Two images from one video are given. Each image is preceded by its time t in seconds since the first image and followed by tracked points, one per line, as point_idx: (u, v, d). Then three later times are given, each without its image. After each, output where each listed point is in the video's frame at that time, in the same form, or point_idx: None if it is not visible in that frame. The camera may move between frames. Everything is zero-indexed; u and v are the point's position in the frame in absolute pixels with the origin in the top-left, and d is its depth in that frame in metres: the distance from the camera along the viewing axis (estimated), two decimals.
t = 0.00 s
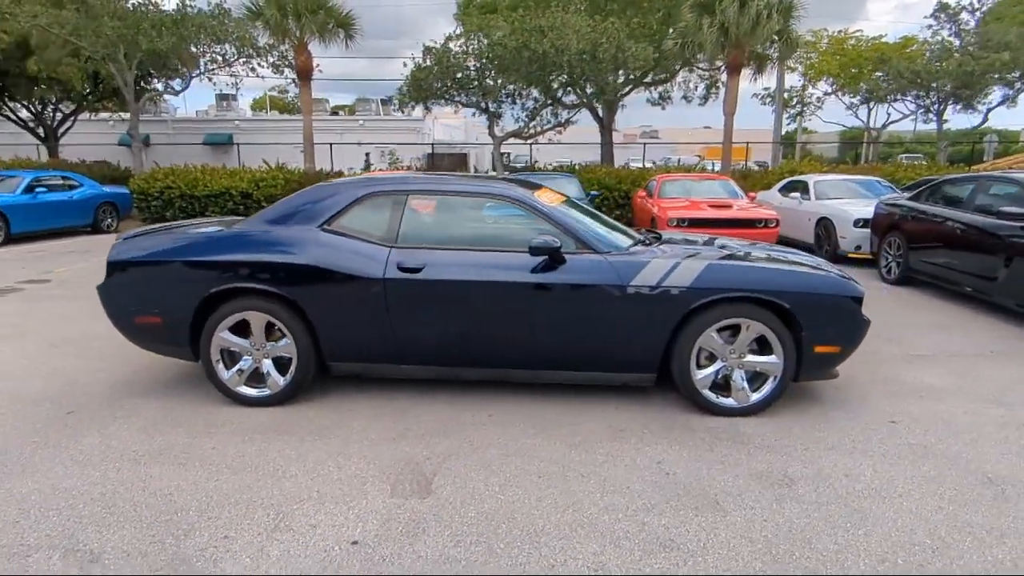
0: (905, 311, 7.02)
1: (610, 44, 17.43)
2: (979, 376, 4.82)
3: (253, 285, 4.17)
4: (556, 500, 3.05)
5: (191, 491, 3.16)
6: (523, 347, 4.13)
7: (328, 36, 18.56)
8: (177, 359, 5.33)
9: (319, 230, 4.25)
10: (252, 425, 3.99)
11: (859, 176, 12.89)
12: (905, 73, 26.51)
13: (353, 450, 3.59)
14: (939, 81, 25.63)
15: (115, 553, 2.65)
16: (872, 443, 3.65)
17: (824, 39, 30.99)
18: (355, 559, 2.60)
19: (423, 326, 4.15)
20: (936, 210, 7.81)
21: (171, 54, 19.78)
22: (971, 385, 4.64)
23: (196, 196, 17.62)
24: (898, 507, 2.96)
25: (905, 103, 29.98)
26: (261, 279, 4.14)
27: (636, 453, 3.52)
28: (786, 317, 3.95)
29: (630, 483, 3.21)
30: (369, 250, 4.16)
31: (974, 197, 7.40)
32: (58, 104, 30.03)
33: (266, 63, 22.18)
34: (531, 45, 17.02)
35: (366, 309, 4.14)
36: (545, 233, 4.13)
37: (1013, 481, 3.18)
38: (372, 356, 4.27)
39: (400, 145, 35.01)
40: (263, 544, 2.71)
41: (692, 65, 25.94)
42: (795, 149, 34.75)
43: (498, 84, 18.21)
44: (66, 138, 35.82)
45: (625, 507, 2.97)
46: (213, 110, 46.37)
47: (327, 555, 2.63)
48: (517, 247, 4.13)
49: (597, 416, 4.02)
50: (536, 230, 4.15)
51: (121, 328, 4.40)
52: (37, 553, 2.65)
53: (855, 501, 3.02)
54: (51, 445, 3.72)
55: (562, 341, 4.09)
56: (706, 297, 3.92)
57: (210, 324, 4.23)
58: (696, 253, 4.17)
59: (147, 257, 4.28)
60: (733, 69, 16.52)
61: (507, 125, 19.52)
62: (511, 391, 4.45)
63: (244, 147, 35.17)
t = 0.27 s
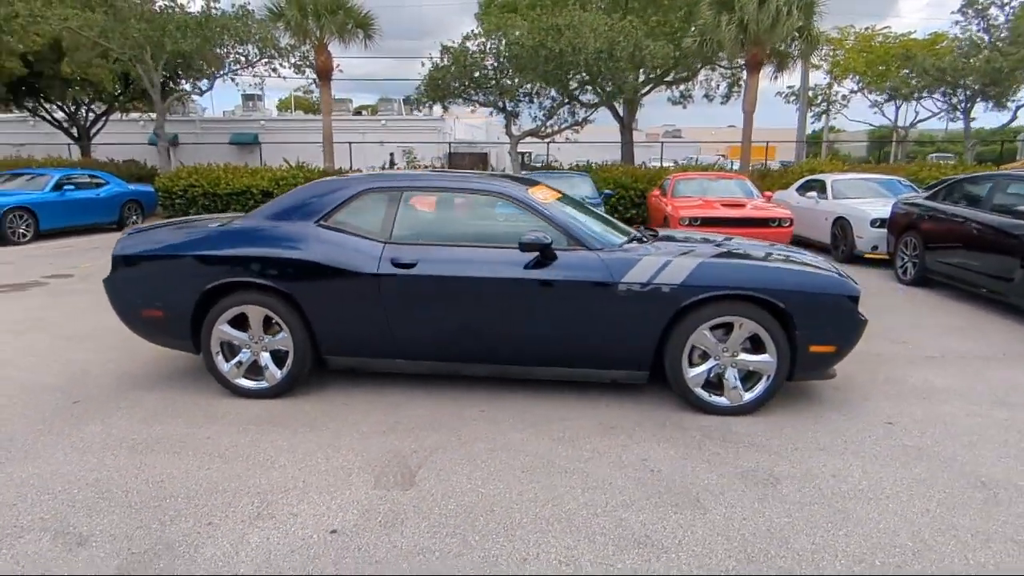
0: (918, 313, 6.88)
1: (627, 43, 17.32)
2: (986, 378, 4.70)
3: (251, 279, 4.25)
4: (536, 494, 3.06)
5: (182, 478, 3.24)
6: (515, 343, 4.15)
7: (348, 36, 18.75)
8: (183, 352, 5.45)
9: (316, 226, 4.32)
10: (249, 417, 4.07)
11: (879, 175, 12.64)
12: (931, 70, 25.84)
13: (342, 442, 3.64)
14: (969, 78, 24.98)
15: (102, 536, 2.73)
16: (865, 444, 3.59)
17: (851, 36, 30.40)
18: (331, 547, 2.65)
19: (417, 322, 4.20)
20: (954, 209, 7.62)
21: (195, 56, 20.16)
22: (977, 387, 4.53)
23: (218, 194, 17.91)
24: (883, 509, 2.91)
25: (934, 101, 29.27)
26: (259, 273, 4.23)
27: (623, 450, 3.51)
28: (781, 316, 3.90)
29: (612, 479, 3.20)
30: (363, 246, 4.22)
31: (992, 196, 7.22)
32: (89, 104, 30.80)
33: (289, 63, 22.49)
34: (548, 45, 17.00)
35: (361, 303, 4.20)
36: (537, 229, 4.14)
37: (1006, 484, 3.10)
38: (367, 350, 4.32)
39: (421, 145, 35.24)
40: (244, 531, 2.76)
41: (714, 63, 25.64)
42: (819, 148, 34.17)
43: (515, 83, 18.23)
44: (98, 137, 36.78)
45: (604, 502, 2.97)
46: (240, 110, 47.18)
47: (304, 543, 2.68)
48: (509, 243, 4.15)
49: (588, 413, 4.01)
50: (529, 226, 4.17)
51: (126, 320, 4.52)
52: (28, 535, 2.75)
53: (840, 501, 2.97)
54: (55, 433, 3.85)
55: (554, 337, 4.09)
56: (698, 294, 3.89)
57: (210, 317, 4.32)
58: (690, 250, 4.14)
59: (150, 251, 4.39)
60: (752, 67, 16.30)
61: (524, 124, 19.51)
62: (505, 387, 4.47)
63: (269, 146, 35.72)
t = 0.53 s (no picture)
0: (929, 317, 6.75)
1: (644, 42, 17.21)
2: (989, 385, 4.61)
3: (250, 276, 4.35)
4: (516, 493, 3.09)
5: (172, 472, 3.33)
6: (507, 342, 4.18)
7: (367, 37, 18.93)
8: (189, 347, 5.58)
9: (314, 226, 4.41)
10: (244, 413, 4.16)
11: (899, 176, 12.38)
12: (959, 69, 25.22)
13: (332, 439, 3.71)
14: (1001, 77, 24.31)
15: (92, 525, 2.83)
16: (854, 450, 3.55)
17: (878, 34, 29.82)
18: (308, 541, 2.71)
19: (409, 321, 4.25)
20: (970, 212, 7.46)
21: (218, 57, 20.56)
22: (980, 393, 4.44)
23: (240, 193, 18.20)
24: (865, 516, 2.87)
25: (964, 100, 28.59)
26: (257, 272, 4.32)
27: (608, 451, 3.52)
28: (772, 319, 3.87)
29: (593, 479, 3.21)
30: (359, 245, 4.29)
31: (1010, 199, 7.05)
32: (119, 105, 31.54)
33: (310, 64, 22.80)
34: (564, 44, 16.96)
35: (356, 302, 4.27)
36: (529, 230, 4.17)
37: (996, 494, 3.05)
38: (362, 348, 4.39)
39: (441, 145, 35.43)
40: (227, 523, 2.84)
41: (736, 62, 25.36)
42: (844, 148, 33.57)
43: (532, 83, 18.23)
44: (128, 137, 37.66)
45: (582, 503, 2.99)
46: (265, 110, 47.92)
47: (284, 536, 2.74)
48: (500, 243, 4.18)
49: (578, 414, 4.03)
50: (521, 227, 4.19)
51: (131, 316, 4.65)
52: (23, 522, 2.85)
53: (821, 507, 2.95)
54: (59, 425, 3.98)
55: (544, 338, 4.11)
56: (689, 296, 3.88)
57: (210, 314, 4.43)
58: (682, 252, 4.13)
59: (154, 248, 4.52)
60: (771, 66, 16.08)
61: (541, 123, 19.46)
62: (498, 386, 4.50)
63: (292, 146, 36.23)
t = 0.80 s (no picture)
0: (943, 322, 6.59)
1: (662, 42, 17.09)
2: (997, 393, 4.49)
3: (249, 276, 4.42)
4: (498, 496, 3.09)
5: (165, 467, 3.40)
6: (500, 344, 4.18)
7: (386, 38, 19.09)
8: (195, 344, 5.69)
9: (312, 227, 4.47)
10: (242, 411, 4.22)
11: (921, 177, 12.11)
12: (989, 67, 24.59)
13: (324, 438, 3.76)
14: None
15: (83, 518, 2.91)
16: (848, 458, 3.48)
17: (905, 31, 29.20)
18: (289, 539, 2.75)
19: (404, 322, 4.28)
20: (989, 216, 7.27)
21: (240, 57, 20.82)
22: (986, 402, 4.32)
23: (260, 192, 18.49)
24: (849, 526, 2.82)
25: (995, 99, 27.86)
26: (255, 272, 4.39)
27: (595, 454, 3.51)
28: (767, 324, 3.82)
29: (577, 483, 3.21)
30: (355, 246, 4.34)
31: None
32: (147, 105, 32.24)
33: (331, 64, 23.02)
34: (581, 44, 16.92)
35: (351, 302, 4.31)
36: (522, 232, 4.17)
37: (989, 506, 2.97)
38: (358, 349, 4.43)
39: (461, 145, 35.57)
40: (212, 519, 2.89)
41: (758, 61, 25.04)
42: (870, 148, 32.94)
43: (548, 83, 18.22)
44: (157, 137, 38.49)
45: (563, 507, 2.98)
46: (290, 110, 48.58)
47: (266, 534, 2.78)
48: (493, 245, 4.19)
49: (569, 416, 4.02)
50: (514, 229, 4.20)
51: (136, 314, 4.76)
52: (18, 514, 2.94)
53: (805, 516, 2.90)
54: (63, 420, 4.09)
55: (537, 340, 4.11)
56: (682, 300, 3.84)
57: (211, 313, 4.52)
58: (677, 256, 4.10)
59: (158, 248, 4.62)
60: (791, 64, 15.85)
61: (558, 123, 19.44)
62: (493, 387, 4.51)
63: (314, 146, 36.67)
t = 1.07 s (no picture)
0: (957, 325, 6.42)
1: (680, 40, 16.96)
2: (1006, 398, 4.35)
3: (247, 270, 4.47)
4: (479, 491, 3.09)
5: (156, 456, 3.46)
6: (492, 341, 4.17)
7: (404, 37, 19.22)
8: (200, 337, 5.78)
9: (309, 222, 4.51)
10: (237, 403, 4.28)
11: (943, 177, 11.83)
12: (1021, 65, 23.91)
13: (314, 431, 3.79)
14: None
15: (70, 504, 2.97)
16: (840, 461, 3.41)
17: (935, 28, 28.54)
18: (267, 530, 2.77)
19: (397, 318, 4.29)
20: (1007, 216, 7.06)
21: (261, 57, 21.05)
22: (993, 407, 4.19)
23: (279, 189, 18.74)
24: (833, 530, 2.76)
25: None
26: (253, 266, 4.44)
27: (582, 453, 3.48)
28: (760, 323, 3.76)
29: (560, 481, 3.18)
30: (350, 242, 4.37)
31: None
32: (173, 104, 32.87)
33: (351, 64, 23.22)
34: (597, 43, 16.86)
35: (346, 297, 4.34)
36: (514, 229, 4.16)
37: (982, 514, 2.88)
38: (353, 343, 4.46)
39: (480, 143, 35.63)
40: (195, 509, 2.93)
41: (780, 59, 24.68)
42: (896, 147, 32.26)
43: (565, 81, 18.19)
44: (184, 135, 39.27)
45: (543, 505, 2.96)
46: (313, 109, 49.17)
47: (245, 524, 2.81)
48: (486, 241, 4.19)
49: (560, 414, 3.99)
50: (507, 226, 4.19)
51: (139, 307, 4.84)
52: (10, 499, 3.02)
53: (789, 519, 2.85)
54: (64, 409, 4.18)
55: (529, 337, 4.09)
56: (674, 298, 3.80)
57: (210, 306, 4.58)
58: (671, 254, 4.05)
59: (160, 242, 4.70)
60: (812, 62, 15.61)
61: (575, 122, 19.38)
62: (487, 384, 4.50)
63: (335, 144, 37.07)
